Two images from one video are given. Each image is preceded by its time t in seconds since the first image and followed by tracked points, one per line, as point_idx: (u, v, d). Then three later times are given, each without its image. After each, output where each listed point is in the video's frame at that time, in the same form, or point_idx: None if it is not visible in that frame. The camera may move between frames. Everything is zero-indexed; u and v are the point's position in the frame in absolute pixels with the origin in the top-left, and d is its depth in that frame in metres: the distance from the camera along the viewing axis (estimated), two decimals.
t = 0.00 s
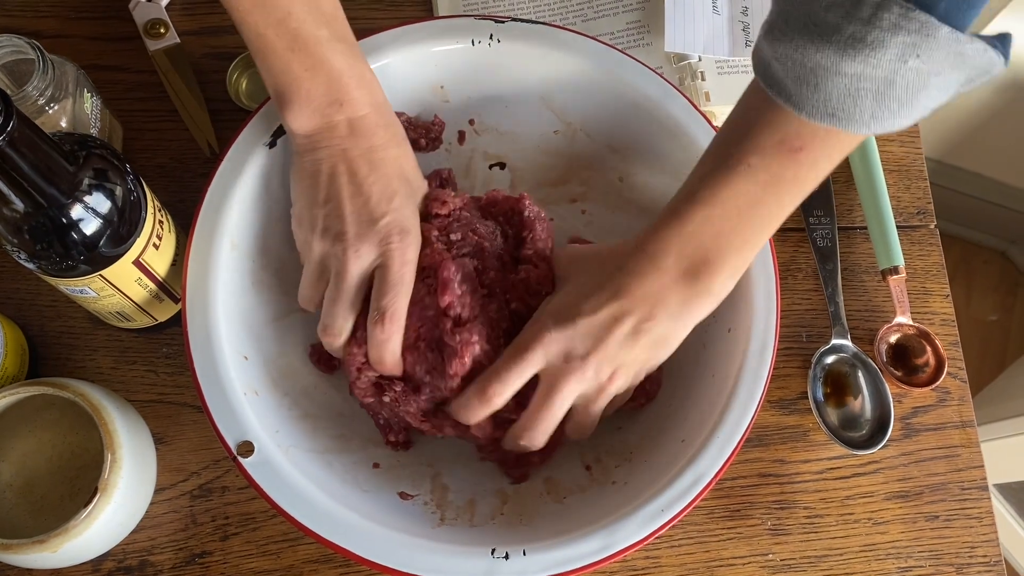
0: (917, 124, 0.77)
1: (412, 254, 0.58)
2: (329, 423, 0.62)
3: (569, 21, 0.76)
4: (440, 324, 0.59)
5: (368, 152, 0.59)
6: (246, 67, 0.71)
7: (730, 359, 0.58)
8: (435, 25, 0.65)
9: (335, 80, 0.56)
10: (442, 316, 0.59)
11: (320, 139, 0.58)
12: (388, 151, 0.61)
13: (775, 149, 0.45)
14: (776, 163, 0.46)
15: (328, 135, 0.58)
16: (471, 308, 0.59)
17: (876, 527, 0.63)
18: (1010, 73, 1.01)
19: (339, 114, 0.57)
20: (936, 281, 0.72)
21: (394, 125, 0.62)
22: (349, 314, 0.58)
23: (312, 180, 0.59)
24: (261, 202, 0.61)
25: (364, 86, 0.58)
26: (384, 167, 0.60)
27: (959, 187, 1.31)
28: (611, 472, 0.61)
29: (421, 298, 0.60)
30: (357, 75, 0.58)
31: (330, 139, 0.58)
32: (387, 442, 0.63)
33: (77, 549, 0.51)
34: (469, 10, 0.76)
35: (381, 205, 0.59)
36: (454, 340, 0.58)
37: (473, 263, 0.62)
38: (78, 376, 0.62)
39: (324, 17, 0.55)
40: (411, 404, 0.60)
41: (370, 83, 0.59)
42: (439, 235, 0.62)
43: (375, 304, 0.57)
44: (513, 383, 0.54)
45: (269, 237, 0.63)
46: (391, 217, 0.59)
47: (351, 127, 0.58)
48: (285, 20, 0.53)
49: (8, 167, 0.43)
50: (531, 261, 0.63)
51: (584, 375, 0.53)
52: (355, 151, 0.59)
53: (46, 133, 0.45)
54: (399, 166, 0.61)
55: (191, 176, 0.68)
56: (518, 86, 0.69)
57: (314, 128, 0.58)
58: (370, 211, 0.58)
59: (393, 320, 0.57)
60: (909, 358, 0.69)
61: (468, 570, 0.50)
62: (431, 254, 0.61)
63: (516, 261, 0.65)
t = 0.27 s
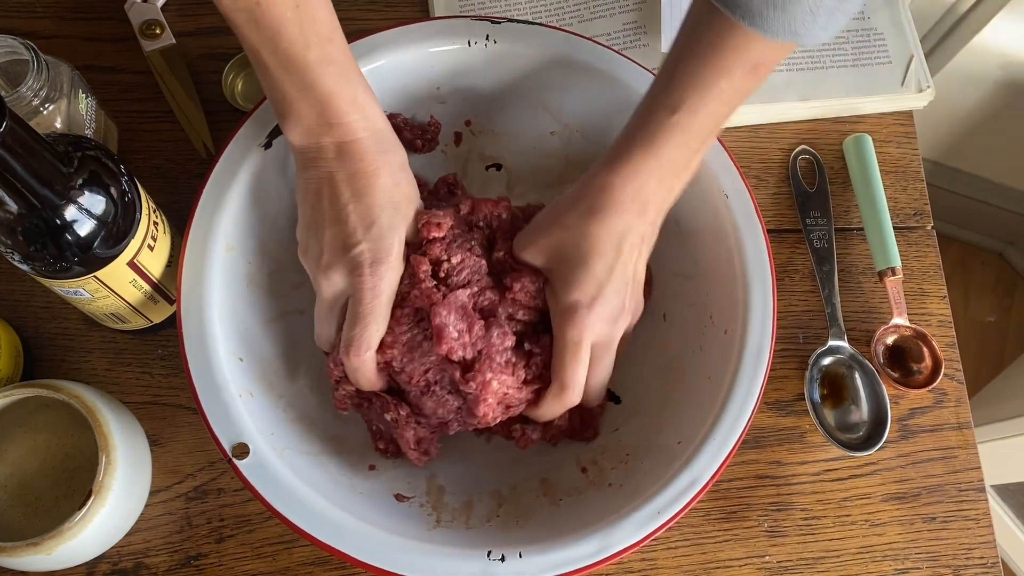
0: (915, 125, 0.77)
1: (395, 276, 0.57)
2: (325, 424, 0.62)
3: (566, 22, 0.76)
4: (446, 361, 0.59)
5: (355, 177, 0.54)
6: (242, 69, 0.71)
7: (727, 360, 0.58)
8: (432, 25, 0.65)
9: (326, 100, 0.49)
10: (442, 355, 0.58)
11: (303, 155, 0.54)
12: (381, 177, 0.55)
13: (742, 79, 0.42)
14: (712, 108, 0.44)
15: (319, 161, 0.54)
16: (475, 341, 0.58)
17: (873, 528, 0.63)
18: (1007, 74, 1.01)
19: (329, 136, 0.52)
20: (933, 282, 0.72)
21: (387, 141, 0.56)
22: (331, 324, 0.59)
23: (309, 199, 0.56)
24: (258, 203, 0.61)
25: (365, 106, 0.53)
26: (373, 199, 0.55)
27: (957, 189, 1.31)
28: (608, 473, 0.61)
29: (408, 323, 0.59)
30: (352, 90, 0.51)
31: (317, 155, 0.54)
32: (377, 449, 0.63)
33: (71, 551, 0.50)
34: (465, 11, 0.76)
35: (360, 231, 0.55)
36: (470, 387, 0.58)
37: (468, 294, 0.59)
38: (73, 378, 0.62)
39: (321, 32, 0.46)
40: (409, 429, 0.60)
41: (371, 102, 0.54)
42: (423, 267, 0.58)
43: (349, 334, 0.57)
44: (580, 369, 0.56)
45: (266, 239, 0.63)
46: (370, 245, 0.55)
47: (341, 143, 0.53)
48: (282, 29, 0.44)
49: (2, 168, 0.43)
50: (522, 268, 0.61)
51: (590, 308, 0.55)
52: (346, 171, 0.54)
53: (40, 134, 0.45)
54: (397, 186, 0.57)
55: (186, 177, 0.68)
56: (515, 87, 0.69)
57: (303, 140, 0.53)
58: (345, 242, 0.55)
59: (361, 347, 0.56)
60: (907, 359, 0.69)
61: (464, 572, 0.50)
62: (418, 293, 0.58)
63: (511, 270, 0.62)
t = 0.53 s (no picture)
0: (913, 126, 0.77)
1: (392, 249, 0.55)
2: (324, 426, 0.62)
3: (565, 24, 0.76)
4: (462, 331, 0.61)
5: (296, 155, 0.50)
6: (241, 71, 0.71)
7: (725, 363, 0.58)
8: (431, 27, 0.65)
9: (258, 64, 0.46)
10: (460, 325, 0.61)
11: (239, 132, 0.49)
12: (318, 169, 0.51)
13: None
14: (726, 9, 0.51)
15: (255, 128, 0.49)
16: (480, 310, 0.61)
17: (872, 530, 0.63)
18: (1005, 76, 1.02)
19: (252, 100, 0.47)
20: (932, 284, 0.72)
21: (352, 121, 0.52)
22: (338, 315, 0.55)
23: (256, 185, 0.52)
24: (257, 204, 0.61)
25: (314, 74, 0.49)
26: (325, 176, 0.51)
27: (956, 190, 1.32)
28: (607, 475, 0.61)
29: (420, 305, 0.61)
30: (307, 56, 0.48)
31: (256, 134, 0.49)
32: (393, 446, 0.64)
33: (70, 553, 0.50)
34: (464, 12, 0.76)
35: (335, 213, 0.52)
36: (475, 352, 0.60)
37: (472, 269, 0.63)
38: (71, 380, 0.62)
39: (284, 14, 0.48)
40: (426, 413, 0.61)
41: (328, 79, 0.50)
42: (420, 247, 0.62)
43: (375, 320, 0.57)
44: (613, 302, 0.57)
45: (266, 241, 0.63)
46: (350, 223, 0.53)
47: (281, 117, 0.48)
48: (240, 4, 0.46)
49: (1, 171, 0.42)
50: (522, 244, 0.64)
51: (627, 243, 0.55)
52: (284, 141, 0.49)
53: (39, 136, 0.45)
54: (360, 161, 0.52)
55: (185, 179, 0.68)
56: (514, 89, 0.69)
57: (231, 115, 0.49)
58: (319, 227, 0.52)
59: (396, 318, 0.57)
60: (905, 361, 0.69)
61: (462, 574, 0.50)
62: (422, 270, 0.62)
63: (508, 246, 0.65)
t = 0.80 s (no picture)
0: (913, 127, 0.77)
1: (480, 280, 0.54)
2: (324, 427, 0.62)
3: (564, 24, 0.76)
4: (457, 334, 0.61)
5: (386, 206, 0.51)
6: (240, 70, 0.71)
7: (725, 363, 0.58)
8: (429, 28, 0.65)
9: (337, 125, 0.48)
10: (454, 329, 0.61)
11: (334, 186, 0.52)
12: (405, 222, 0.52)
13: None
14: None
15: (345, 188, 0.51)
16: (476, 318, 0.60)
17: (872, 531, 0.63)
18: (1004, 76, 1.02)
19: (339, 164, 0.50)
20: (932, 284, 0.72)
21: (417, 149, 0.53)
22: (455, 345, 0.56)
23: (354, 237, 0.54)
24: (256, 205, 0.61)
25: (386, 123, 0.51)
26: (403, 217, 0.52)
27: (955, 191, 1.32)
28: (607, 475, 0.61)
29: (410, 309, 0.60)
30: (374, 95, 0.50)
31: (351, 195, 0.52)
32: (392, 447, 0.64)
33: (70, 554, 0.50)
34: (463, 12, 0.76)
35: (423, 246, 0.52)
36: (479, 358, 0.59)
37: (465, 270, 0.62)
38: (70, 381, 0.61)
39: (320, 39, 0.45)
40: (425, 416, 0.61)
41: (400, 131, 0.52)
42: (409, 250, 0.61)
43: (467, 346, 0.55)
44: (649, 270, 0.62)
45: (265, 242, 0.63)
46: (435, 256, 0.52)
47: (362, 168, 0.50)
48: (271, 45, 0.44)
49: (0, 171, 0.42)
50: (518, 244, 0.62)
51: (658, 220, 0.58)
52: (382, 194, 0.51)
53: (38, 136, 0.44)
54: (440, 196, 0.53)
55: (184, 179, 0.68)
56: (514, 89, 0.69)
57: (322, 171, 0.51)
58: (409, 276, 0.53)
59: (494, 359, 0.55)
60: (905, 361, 0.69)
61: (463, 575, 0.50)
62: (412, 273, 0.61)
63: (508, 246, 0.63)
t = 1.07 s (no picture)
0: (915, 125, 0.77)
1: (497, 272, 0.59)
2: (327, 425, 0.62)
3: (566, 23, 0.76)
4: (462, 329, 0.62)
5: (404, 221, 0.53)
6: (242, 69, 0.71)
7: (728, 362, 0.58)
8: (430, 26, 0.65)
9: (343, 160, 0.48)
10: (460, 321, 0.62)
11: (353, 217, 0.52)
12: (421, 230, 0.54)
13: None
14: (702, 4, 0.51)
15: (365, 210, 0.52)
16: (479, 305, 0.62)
17: (875, 529, 0.63)
18: (1004, 76, 1.02)
19: (354, 191, 0.50)
20: (934, 282, 0.72)
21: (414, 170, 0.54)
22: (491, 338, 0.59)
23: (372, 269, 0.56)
24: (258, 203, 0.61)
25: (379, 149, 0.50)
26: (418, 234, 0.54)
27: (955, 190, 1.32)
28: (610, 474, 0.61)
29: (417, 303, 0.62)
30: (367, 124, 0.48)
31: (369, 221, 0.53)
32: (397, 451, 0.63)
33: (72, 553, 0.50)
34: (465, 11, 0.76)
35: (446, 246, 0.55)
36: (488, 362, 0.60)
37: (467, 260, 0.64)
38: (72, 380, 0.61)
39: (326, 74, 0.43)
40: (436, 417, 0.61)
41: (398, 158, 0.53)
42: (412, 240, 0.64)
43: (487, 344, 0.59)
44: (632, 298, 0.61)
45: (267, 240, 0.63)
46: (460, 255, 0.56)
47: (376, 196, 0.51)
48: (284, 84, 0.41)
49: (5, 168, 0.42)
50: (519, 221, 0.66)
51: (652, 244, 0.57)
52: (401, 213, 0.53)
53: (42, 134, 0.44)
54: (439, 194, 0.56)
55: (186, 178, 0.68)
56: (516, 87, 0.69)
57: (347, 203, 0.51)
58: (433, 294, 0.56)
59: (527, 332, 0.59)
60: (908, 360, 0.69)
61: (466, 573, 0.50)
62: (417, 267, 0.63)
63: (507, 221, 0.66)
